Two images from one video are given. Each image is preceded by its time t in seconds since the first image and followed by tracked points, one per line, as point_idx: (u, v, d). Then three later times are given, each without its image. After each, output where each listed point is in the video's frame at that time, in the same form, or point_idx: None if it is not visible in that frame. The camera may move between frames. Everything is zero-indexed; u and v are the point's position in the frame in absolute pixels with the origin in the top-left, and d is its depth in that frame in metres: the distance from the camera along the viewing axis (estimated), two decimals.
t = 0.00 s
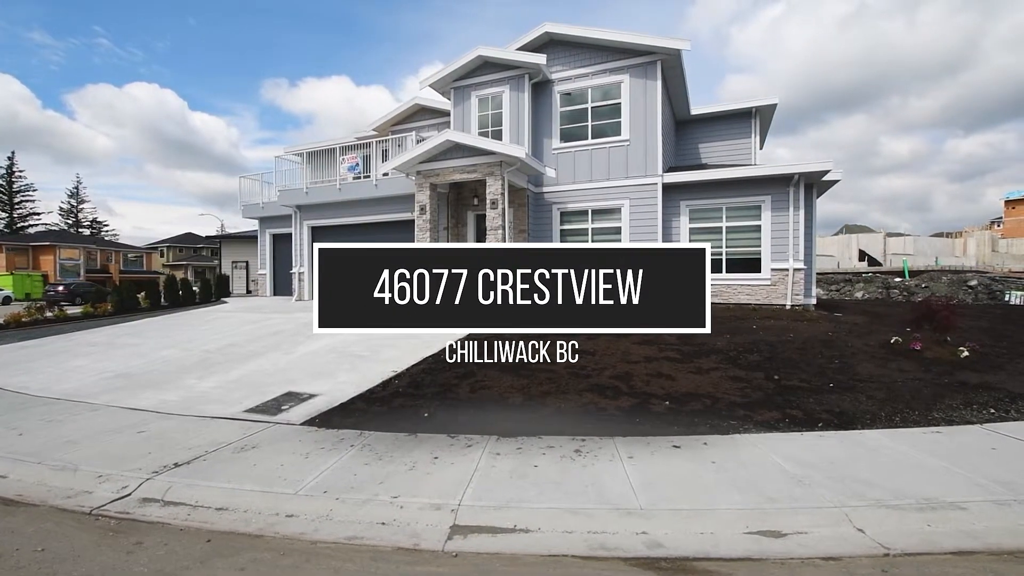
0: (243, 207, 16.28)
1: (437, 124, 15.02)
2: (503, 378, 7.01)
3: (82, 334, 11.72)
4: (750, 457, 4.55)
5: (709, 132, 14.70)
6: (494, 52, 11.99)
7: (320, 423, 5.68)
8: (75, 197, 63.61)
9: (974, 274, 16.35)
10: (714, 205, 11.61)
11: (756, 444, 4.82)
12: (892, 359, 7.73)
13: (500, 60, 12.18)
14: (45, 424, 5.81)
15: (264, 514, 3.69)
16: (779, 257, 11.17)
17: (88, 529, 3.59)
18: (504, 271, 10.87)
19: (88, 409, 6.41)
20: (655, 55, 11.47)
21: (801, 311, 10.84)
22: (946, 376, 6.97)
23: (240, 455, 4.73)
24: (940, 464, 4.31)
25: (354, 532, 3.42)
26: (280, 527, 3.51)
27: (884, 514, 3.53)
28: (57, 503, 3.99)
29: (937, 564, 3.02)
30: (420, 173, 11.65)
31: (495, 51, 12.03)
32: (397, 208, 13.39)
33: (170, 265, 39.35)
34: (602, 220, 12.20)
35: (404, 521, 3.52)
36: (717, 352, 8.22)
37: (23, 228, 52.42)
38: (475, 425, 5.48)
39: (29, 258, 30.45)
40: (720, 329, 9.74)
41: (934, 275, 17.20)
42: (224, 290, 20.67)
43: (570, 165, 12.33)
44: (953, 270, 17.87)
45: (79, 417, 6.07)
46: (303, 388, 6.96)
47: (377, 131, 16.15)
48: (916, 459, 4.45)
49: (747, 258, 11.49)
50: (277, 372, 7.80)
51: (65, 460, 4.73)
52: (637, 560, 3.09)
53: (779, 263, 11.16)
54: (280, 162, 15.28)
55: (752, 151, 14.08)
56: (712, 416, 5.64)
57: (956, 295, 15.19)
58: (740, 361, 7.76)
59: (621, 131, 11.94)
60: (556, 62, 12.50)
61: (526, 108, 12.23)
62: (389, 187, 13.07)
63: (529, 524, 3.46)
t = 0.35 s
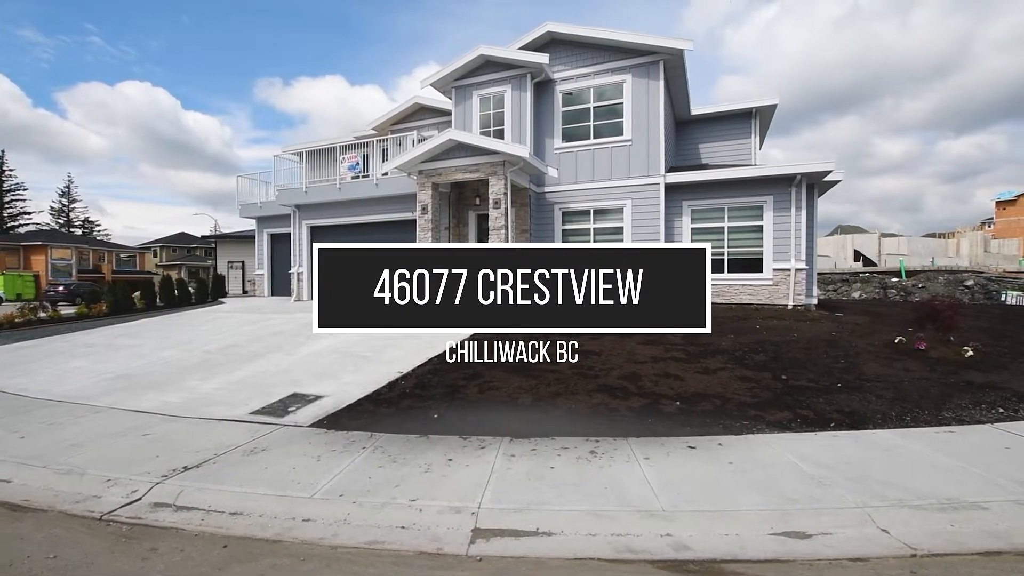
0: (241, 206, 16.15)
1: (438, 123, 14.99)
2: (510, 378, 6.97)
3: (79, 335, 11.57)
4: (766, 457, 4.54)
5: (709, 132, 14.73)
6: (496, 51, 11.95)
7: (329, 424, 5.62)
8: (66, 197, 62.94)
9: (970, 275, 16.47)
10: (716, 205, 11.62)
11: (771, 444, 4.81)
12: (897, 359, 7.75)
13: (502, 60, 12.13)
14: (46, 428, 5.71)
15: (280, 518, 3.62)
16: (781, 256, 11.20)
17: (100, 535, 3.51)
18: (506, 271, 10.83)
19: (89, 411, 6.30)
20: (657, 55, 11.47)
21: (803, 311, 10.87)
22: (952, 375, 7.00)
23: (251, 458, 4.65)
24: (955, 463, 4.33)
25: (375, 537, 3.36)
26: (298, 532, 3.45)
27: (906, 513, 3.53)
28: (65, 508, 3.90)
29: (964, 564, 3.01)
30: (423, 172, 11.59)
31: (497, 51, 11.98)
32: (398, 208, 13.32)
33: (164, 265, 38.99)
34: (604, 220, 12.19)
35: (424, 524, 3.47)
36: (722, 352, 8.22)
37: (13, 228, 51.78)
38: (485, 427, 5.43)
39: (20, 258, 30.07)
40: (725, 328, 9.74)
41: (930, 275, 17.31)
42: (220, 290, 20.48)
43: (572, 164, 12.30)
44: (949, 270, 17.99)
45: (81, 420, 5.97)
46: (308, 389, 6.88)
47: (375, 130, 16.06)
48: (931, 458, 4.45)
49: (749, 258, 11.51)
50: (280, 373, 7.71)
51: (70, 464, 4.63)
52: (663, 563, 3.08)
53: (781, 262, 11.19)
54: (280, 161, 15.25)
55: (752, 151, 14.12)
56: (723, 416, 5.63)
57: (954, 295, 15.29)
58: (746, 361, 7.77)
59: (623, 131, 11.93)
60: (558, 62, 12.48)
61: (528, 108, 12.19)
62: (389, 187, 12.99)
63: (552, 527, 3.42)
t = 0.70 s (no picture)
0: (238, 206, 16.00)
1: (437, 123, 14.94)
2: (518, 379, 6.93)
3: (75, 336, 11.41)
4: (782, 457, 4.53)
5: (709, 132, 14.76)
6: (497, 50, 11.89)
7: (338, 426, 5.54)
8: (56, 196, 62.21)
9: (966, 274, 16.61)
10: (718, 205, 11.65)
11: (785, 444, 4.81)
12: (902, 358, 7.78)
13: (504, 59, 12.07)
14: (48, 431, 5.61)
15: (296, 522, 3.56)
16: (783, 256, 11.22)
17: (112, 541, 3.43)
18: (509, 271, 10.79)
19: (91, 414, 6.20)
20: (659, 55, 11.46)
21: (805, 310, 10.90)
22: (957, 374, 7.04)
23: (261, 461, 4.58)
24: (971, 462, 4.34)
25: (396, 540, 3.31)
26: (317, 536, 3.38)
27: (928, 512, 3.53)
28: (73, 514, 3.81)
29: (991, 564, 3.01)
30: (424, 172, 11.52)
31: (498, 50, 11.92)
32: (398, 208, 13.24)
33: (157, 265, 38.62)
34: (606, 219, 12.17)
35: (445, 528, 3.42)
36: (728, 352, 8.21)
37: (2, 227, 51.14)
38: (497, 428, 5.39)
39: (10, 258, 29.68)
40: (729, 328, 9.75)
41: (926, 275, 17.44)
42: (216, 290, 20.32)
43: (573, 164, 12.28)
44: (944, 270, 18.14)
45: (84, 423, 5.86)
46: (314, 391, 6.80)
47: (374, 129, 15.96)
48: (946, 457, 4.46)
49: (751, 258, 11.53)
50: (285, 374, 7.62)
51: (76, 468, 4.54)
52: (690, 565, 3.05)
53: (783, 262, 11.21)
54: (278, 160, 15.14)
55: (752, 151, 14.15)
56: (735, 416, 5.62)
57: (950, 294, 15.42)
58: (752, 361, 7.77)
59: (625, 131, 11.93)
60: (559, 62, 12.45)
61: (530, 107, 12.15)
62: (390, 186, 12.90)
63: (575, 529, 3.39)
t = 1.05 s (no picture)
0: (235, 205, 15.86)
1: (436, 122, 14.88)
2: (525, 379, 6.89)
3: (70, 337, 11.23)
4: (797, 457, 4.53)
5: (708, 132, 14.79)
6: (499, 49, 11.87)
7: (347, 428, 5.49)
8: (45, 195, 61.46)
9: (961, 274, 16.73)
10: (719, 205, 11.67)
11: (799, 444, 4.81)
12: (906, 358, 7.81)
13: (505, 58, 12.03)
14: (50, 434, 5.50)
15: (314, 526, 3.49)
16: (784, 256, 11.26)
17: (126, 547, 3.35)
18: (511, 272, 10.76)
19: (93, 417, 6.09)
20: (660, 55, 11.47)
21: (806, 310, 10.94)
22: (961, 373, 7.08)
23: (273, 464, 4.51)
24: (986, 460, 4.35)
25: (418, 544, 3.26)
26: (336, 540, 3.32)
27: (949, 511, 3.53)
28: (83, 519, 3.72)
29: (1017, 563, 3.01)
30: (426, 171, 11.45)
31: (499, 49, 11.88)
32: (398, 207, 13.16)
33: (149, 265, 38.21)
34: (607, 219, 12.15)
35: (467, 531, 3.38)
36: (733, 352, 8.22)
37: None
38: (509, 429, 5.35)
39: None
40: (731, 327, 9.76)
41: (922, 275, 17.56)
42: (212, 291, 20.12)
43: (575, 164, 12.26)
44: (939, 269, 18.28)
45: (86, 425, 5.76)
46: (320, 392, 6.73)
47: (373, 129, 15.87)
48: (960, 456, 4.48)
49: (752, 258, 11.56)
50: (289, 375, 7.54)
51: (83, 472, 4.45)
52: (718, 567, 3.04)
53: (784, 262, 11.25)
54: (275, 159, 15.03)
55: (751, 151, 14.21)
56: (746, 416, 5.61)
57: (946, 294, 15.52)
58: (758, 360, 7.79)
59: (627, 130, 11.92)
60: (560, 62, 12.44)
61: (531, 107, 12.11)
62: (391, 185, 12.83)
63: (598, 531, 3.36)
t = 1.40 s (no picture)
0: (231, 205, 15.71)
1: (436, 121, 14.81)
2: (533, 379, 6.86)
3: (65, 338, 11.05)
4: (812, 456, 4.53)
5: (707, 132, 14.82)
6: (500, 48, 11.82)
7: (356, 429, 5.42)
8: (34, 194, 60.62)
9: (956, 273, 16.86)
10: (720, 205, 11.69)
11: (811, 443, 4.82)
12: (909, 357, 7.86)
13: (506, 57, 12.00)
14: (52, 437, 5.39)
15: (332, 530, 3.43)
16: (785, 255, 11.30)
17: (138, 553, 3.27)
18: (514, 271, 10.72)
19: (95, 419, 5.98)
20: (662, 55, 11.47)
21: (807, 309, 10.98)
22: (965, 372, 7.13)
23: (284, 467, 4.44)
24: (999, 459, 4.37)
25: (440, 548, 3.21)
26: (356, 545, 3.26)
27: (967, 510, 3.54)
28: (93, 525, 3.64)
29: None
30: (427, 170, 11.38)
31: (501, 48, 11.84)
32: (399, 207, 13.09)
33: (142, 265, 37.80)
34: (609, 219, 12.14)
35: (488, 533, 3.33)
36: (739, 351, 8.24)
37: None
38: (520, 430, 5.32)
39: None
40: (734, 327, 9.77)
41: (918, 274, 17.68)
42: (207, 291, 19.91)
43: (576, 163, 12.24)
44: (934, 269, 18.42)
45: (89, 428, 5.65)
46: (326, 393, 6.66)
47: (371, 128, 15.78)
48: (973, 454, 4.49)
49: (753, 258, 11.58)
50: (292, 376, 7.46)
51: (89, 476, 4.36)
52: (743, 568, 3.02)
53: (785, 261, 11.29)
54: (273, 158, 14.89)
55: (751, 152, 14.29)
56: (756, 415, 5.61)
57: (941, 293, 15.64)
58: (763, 359, 7.81)
59: (628, 130, 11.91)
60: (561, 61, 12.42)
61: (533, 106, 12.07)
62: (391, 184, 12.76)
63: (621, 533, 3.33)
